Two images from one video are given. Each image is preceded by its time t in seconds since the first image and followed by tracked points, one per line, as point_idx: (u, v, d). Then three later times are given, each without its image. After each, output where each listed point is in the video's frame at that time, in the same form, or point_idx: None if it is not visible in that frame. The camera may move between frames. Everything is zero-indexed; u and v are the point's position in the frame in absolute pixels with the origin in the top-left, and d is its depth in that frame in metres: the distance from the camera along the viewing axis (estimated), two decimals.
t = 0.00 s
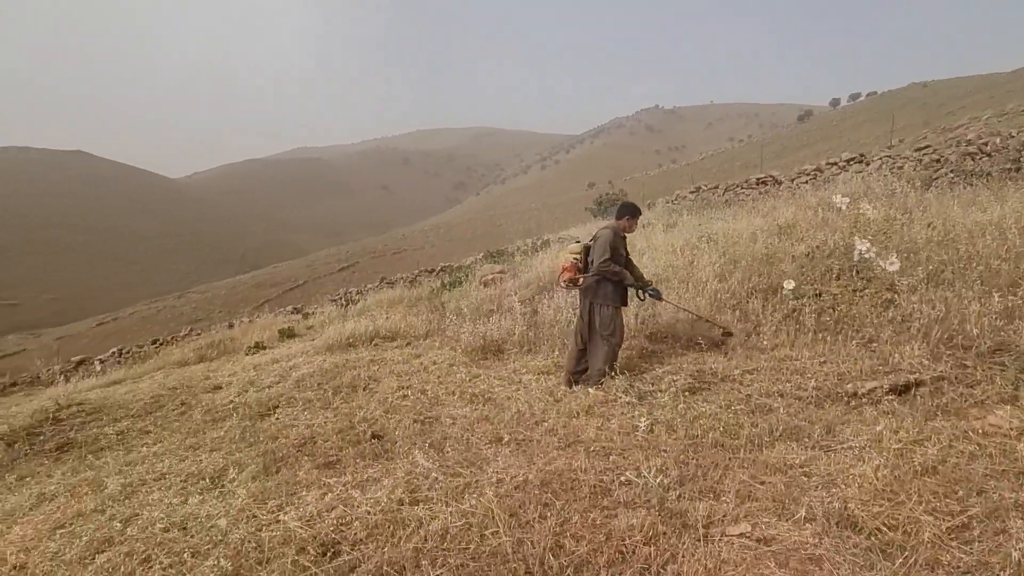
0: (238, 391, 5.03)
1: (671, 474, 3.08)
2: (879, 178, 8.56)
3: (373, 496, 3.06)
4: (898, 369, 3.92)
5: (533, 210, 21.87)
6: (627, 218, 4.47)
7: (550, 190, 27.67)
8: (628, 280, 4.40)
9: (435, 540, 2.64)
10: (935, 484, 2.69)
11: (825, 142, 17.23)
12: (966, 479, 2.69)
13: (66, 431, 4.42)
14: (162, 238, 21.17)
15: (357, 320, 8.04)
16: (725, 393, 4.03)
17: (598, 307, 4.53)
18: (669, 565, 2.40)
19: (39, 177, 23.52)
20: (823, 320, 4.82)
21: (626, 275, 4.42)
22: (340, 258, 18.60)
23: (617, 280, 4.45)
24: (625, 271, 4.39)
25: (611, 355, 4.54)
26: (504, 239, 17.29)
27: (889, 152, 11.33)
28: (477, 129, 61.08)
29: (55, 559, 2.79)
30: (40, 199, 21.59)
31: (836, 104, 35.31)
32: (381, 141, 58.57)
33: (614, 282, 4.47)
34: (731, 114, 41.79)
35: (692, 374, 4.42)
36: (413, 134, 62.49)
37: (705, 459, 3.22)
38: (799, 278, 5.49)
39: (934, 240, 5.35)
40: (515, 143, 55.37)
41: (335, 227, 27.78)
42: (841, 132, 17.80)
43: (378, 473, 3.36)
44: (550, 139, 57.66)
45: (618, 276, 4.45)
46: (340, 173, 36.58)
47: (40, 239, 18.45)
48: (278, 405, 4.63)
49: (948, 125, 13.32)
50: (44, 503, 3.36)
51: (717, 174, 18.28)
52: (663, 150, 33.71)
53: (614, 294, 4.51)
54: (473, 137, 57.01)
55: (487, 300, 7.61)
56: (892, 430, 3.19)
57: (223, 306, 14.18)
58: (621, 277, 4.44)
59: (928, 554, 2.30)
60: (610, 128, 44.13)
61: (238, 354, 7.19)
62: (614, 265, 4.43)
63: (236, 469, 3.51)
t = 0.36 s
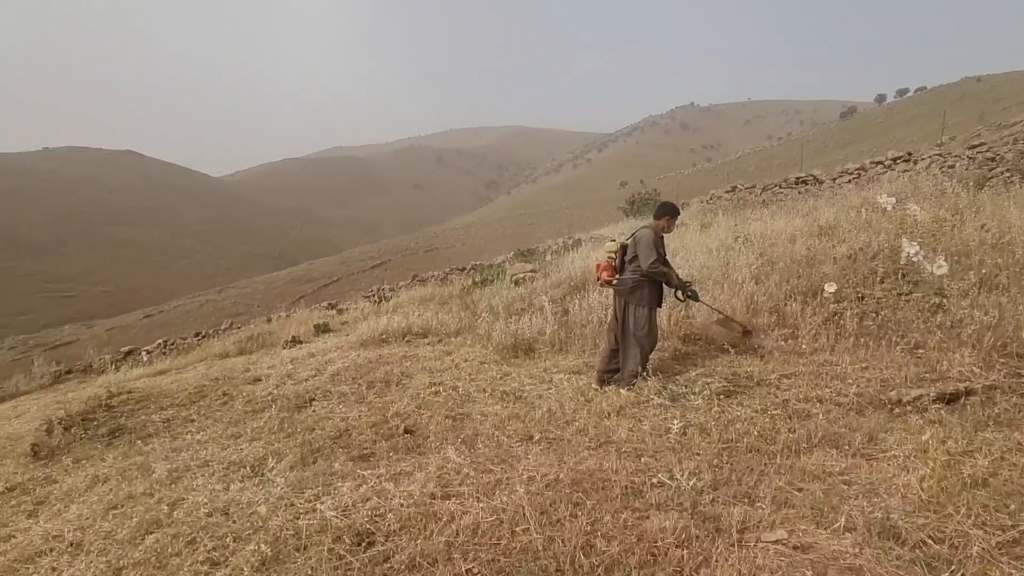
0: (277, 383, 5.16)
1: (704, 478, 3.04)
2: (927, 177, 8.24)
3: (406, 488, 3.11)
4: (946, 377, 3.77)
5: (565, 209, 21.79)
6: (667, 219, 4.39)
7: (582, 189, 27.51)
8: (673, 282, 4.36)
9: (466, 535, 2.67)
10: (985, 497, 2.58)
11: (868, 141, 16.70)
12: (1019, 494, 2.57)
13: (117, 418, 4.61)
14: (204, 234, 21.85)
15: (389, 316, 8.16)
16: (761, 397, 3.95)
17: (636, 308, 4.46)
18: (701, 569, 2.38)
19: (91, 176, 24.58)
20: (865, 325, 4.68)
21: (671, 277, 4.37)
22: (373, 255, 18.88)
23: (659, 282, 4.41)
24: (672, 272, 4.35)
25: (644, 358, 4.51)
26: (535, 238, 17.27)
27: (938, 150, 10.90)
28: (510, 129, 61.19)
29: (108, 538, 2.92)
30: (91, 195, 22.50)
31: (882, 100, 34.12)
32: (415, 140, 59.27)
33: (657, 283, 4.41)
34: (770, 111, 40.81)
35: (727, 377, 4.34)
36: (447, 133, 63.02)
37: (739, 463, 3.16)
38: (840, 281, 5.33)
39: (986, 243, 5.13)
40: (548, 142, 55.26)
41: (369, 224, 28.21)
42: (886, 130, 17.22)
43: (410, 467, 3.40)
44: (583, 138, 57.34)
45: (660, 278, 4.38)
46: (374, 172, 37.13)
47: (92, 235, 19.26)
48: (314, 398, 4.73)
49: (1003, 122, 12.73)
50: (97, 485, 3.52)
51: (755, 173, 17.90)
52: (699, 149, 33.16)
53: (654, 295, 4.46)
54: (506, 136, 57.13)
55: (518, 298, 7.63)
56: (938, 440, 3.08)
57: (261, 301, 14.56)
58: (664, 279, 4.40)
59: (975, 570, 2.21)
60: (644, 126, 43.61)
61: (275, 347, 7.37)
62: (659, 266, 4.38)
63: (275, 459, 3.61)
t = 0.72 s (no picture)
0: (314, 379, 5.28)
1: (741, 483, 2.98)
2: (979, 176, 7.91)
3: (440, 484, 3.14)
4: (1000, 386, 3.62)
5: (597, 209, 21.65)
6: (695, 220, 4.39)
7: (614, 189, 27.30)
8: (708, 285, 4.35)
9: (500, 532, 2.68)
10: None
11: (915, 138, 16.10)
12: None
13: (164, 408, 4.78)
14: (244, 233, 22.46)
15: (422, 315, 8.25)
16: (800, 402, 3.85)
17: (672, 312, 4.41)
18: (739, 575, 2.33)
19: (139, 177, 25.54)
20: (912, 330, 4.52)
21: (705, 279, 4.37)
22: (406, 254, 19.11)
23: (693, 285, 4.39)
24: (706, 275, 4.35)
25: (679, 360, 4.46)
26: (566, 238, 17.22)
27: (990, 148, 10.44)
28: (542, 129, 61.18)
29: (158, 522, 3.03)
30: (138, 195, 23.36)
31: (929, 96, 32.88)
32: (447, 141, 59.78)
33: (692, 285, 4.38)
34: (810, 109, 39.74)
35: (765, 381, 4.25)
36: (480, 133, 63.36)
37: (777, 469, 3.10)
38: (885, 284, 5.17)
39: None
40: (580, 142, 55.02)
41: (402, 224, 28.57)
42: (934, 127, 16.56)
43: (444, 464, 3.44)
44: (616, 137, 56.89)
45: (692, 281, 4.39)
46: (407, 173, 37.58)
47: (140, 233, 20.03)
48: (350, 394, 4.82)
49: None
50: (147, 472, 3.66)
51: (793, 173, 17.48)
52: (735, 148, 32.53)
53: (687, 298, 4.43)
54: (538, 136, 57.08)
55: (550, 298, 7.61)
56: (991, 451, 2.95)
57: (297, 298, 14.90)
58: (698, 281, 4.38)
59: None
60: (679, 125, 43.02)
61: (311, 344, 7.53)
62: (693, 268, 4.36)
63: (313, 452, 3.69)
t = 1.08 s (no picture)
0: (349, 377, 5.37)
1: (779, 488, 2.92)
2: None
3: (473, 482, 3.16)
4: None
5: (628, 210, 21.47)
6: (717, 221, 4.31)
7: (646, 189, 27.02)
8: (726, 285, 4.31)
9: (534, 531, 2.69)
10: None
11: (964, 134, 15.45)
12: None
13: (208, 403, 4.93)
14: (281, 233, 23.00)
15: (453, 315, 8.31)
16: (841, 407, 3.75)
17: (696, 313, 4.35)
18: None
19: (181, 181, 26.42)
20: (961, 335, 4.35)
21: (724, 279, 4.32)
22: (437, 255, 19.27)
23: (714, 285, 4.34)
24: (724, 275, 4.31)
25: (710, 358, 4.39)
26: (596, 239, 17.11)
27: None
28: (573, 129, 60.98)
29: (203, 512, 3.13)
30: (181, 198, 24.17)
31: (978, 91, 31.59)
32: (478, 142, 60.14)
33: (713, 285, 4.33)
34: (850, 106, 38.60)
35: (804, 384, 4.15)
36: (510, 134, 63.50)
37: (818, 475, 3.02)
38: (932, 287, 4.98)
39: None
40: (612, 142, 54.63)
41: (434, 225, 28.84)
42: (985, 122, 15.86)
43: (477, 462, 3.46)
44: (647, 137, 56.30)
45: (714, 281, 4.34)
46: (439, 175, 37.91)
47: (182, 235, 20.70)
48: (383, 392, 4.89)
49: None
50: (193, 464, 3.79)
51: (832, 172, 17.02)
52: (771, 146, 31.82)
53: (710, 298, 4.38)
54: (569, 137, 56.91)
55: (581, 299, 7.58)
56: None
57: (331, 298, 15.19)
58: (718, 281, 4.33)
59: None
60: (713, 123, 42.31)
61: (345, 343, 7.66)
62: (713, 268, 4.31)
63: (349, 448, 3.76)
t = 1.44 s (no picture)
0: (378, 375, 5.43)
1: (816, 492, 2.84)
2: None
3: (503, 481, 3.16)
4: None
5: (655, 209, 21.24)
6: (737, 219, 4.27)
7: (673, 188, 26.71)
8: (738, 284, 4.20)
9: (564, 531, 2.67)
10: None
11: (1011, 127, 14.81)
12: None
13: (243, 400, 5.04)
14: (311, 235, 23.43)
15: (479, 315, 8.34)
16: (881, 410, 3.64)
17: (708, 309, 4.27)
18: None
19: (216, 185, 27.13)
20: (1010, 337, 4.18)
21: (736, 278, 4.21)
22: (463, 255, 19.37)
23: (727, 284, 4.24)
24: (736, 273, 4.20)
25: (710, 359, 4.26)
26: (623, 239, 16.98)
27: None
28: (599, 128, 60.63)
29: (241, 505, 3.20)
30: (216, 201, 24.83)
31: None
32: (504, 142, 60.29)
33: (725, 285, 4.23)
34: (887, 99, 37.47)
35: (841, 386, 4.04)
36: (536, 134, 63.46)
37: (857, 480, 2.93)
38: (978, 287, 4.80)
39: None
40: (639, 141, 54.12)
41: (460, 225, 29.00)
42: None
43: (506, 461, 3.46)
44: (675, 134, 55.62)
45: (730, 278, 4.24)
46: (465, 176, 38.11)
47: (216, 236, 21.24)
48: (412, 390, 4.93)
49: None
50: (230, 458, 3.88)
51: (867, 168, 16.56)
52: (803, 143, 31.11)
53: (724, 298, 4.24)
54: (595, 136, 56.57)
55: (609, 299, 7.52)
56: None
57: (360, 297, 15.41)
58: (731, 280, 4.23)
59: None
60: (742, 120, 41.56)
61: (373, 342, 7.75)
62: (725, 267, 4.23)
63: (380, 445, 3.80)
